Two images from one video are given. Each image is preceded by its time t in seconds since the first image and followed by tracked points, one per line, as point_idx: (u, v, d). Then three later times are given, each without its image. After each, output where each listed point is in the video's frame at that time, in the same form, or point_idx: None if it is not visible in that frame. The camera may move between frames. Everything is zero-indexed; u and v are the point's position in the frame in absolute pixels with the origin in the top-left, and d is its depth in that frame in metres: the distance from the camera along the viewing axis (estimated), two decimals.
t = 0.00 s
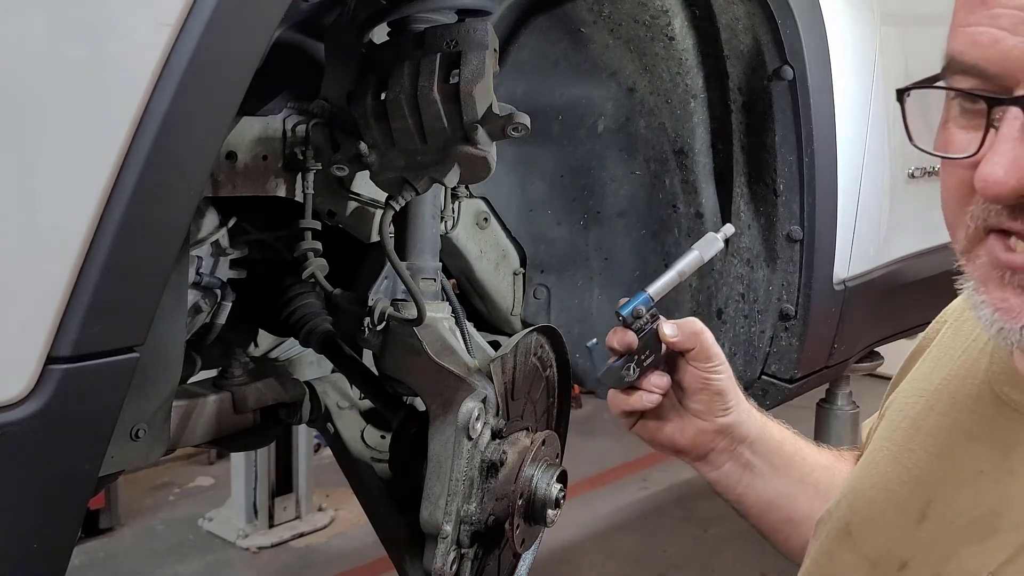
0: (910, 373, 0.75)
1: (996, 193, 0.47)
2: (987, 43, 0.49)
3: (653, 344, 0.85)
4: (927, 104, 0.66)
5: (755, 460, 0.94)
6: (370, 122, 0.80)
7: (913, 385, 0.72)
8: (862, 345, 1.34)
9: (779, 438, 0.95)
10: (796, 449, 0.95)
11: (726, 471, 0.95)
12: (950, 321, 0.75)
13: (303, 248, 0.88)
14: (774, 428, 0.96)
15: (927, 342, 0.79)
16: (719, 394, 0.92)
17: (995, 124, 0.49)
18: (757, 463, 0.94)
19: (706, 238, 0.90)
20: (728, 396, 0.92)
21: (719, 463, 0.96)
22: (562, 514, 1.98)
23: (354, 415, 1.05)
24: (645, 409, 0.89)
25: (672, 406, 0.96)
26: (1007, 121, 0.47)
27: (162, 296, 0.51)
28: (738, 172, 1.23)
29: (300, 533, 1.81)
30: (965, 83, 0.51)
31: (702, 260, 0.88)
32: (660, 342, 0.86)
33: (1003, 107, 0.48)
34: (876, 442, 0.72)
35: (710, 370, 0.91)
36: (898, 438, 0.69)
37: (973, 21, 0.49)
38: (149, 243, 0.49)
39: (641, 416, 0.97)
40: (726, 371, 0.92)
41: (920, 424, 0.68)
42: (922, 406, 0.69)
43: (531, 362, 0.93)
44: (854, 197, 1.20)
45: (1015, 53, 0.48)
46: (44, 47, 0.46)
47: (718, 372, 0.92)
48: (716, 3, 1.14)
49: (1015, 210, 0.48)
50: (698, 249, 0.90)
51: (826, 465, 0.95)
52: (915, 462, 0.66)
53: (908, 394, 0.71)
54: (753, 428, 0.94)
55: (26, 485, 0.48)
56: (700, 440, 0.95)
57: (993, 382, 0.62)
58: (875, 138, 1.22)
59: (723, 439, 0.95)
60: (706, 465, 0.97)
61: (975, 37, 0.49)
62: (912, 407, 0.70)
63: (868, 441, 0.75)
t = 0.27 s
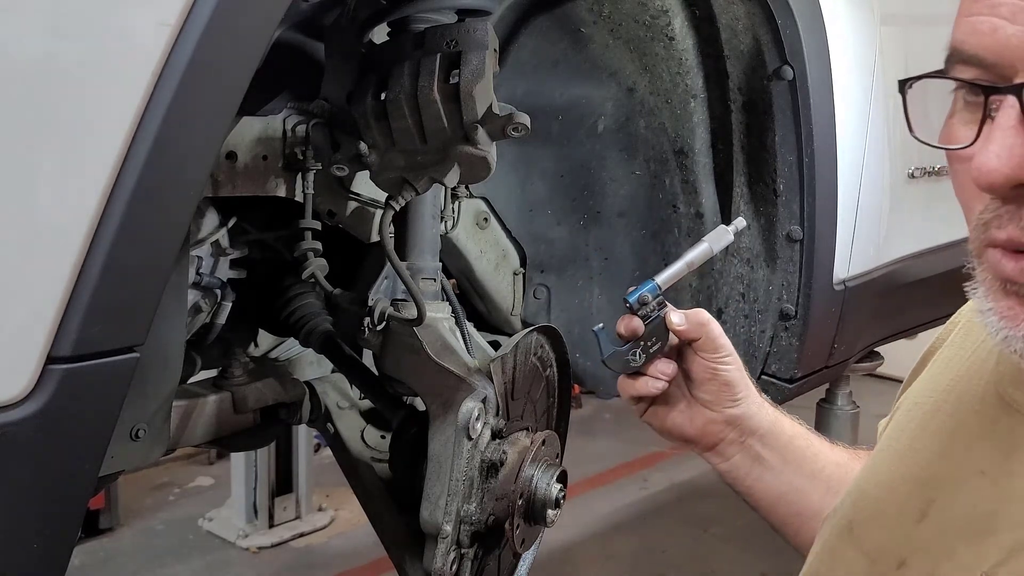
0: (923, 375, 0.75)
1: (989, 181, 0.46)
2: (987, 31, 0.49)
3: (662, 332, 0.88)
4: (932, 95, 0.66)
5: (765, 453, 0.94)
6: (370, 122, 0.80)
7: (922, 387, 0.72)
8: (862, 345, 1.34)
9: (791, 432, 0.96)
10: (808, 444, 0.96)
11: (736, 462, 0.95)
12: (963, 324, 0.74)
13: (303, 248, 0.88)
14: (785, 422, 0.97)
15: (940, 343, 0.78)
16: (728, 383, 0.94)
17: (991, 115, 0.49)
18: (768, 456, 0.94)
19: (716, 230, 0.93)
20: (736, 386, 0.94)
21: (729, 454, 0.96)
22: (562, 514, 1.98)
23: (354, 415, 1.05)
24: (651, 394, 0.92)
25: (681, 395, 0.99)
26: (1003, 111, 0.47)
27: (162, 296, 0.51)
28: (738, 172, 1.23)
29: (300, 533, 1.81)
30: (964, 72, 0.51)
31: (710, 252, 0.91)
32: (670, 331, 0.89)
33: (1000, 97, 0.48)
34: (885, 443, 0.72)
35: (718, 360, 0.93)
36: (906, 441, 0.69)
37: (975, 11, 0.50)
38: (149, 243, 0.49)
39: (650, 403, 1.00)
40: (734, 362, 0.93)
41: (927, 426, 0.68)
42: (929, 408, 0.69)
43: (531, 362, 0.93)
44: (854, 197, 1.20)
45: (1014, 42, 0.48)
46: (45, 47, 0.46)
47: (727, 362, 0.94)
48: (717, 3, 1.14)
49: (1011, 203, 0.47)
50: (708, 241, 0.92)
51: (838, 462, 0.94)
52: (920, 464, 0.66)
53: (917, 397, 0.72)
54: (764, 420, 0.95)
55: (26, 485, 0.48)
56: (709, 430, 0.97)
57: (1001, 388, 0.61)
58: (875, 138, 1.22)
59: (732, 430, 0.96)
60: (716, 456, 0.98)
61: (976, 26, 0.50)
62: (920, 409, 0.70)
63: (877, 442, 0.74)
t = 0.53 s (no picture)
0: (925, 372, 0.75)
1: (985, 178, 0.47)
2: (987, 31, 0.49)
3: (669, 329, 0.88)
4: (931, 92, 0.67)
5: (769, 449, 0.95)
6: (370, 122, 0.80)
7: (924, 384, 0.72)
8: (862, 345, 1.34)
9: (796, 428, 0.96)
10: (813, 441, 0.96)
11: (741, 458, 0.96)
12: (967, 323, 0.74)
13: (303, 248, 0.88)
14: (790, 418, 0.97)
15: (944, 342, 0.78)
16: (734, 379, 0.94)
17: (989, 112, 0.49)
18: (773, 452, 0.94)
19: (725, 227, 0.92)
20: (742, 382, 0.94)
21: (734, 449, 0.96)
22: (562, 514, 1.98)
23: (354, 415, 1.05)
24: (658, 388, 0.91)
25: (687, 390, 0.98)
26: (1002, 108, 0.48)
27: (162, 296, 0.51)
28: (738, 171, 1.23)
29: (300, 533, 1.81)
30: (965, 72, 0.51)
31: (719, 249, 0.90)
32: (677, 328, 0.89)
33: (999, 94, 0.48)
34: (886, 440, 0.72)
35: (724, 356, 0.93)
36: (905, 436, 0.69)
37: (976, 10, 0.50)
38: (149, 242, 0.49)
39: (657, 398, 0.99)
40: (740, 358, 0.93)
41: (926, 422, 0.68)
42: (928, 404, 0.69)
43: (531, 362, 0.93)
44: (854, 197, 1.20)
45: (1013, 43, 0.48)
46: (44, 47, 0.46)
47: (733, 358, 0.94)
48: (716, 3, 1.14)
49: (1010, 199, 0.48)
50: (716, 238, 0.92)
51: (842, 458, 0.94)
52: (919, 458, 0.66)
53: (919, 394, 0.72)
54: (769, 416, 0.95)
55: (26, 485, 0.48)
56: (714, 425, 0.97)
57: (1001, 382, 0.62)
58: (875, 137, 1.22)
59: (738, 426, 0.96)
60: (721, 451, 0.98)
61: (977, 25, 0.50)
62: (920, 405, 0.70)
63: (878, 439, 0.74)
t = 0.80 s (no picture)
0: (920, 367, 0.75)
1: (978, 175, 0.48)
2: (979, 31, 0.50)
3: (667, 327, 0.88)
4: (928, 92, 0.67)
5: (765, 445, 0.95)
6: (370, 122, 0.80)
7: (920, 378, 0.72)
8: (862, 344, 1.34)
9: (791, 425, 0.96)
10: (809, 439, 0.96)
11: (738, 455, 0.96)
12: (961, 320, 0.74)
13: (303, 248, 0.88)
14: (786, 416, 0.98)
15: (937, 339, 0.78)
16: (730, 377, 0.94)
17: (981, 109, 0.50)
18: (769, 449, 0.95)
19: (719, 227, 0.92)
20: (738, 380, 0.94)
21: (731, 447, 0.97)
22: (562, 514, 1.98)
23: (354, 415, 1.05)
24: (658, 387, 0.91)
25: (684, 389, 0.98)
26: (993, 105, 0.48)
27: (161, 296, 0.51)
28: (738, 172, 1.23)
29: (300, 533, 1.81)
30: (960, 71, 0.52)
31: (715, 249, 0.90)
32: (675, 326, 0.89)
33: (991, 92, 0.49)
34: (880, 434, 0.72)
35: (721, 354, 0.94)
36: (901, 432, 0.69)
37: (970, 12, 0.50)
38: (149, 243, 0.49)
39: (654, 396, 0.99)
40: (736, 356, 0.94)
41: (921, 415, 0.68)
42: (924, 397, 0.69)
43: (531, 362, 0.93)
44: (854, 197, 1.20)
45: (1003, 42, 0.49)
46: (45, 47, 0.46)
47: (730, 355, 0.94)
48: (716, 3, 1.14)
49: (1001, 194, 0.49)
50: (711, 238, 0.92)
51: (836, 454, 0.95)
52: (915, 454, 0.66)
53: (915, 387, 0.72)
54: (765, 413, 0.96)
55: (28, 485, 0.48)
56: (711, 423, 0.97)
57: (997, 377, 0.61)
58: (875, 138, 1.22)
59: (734, 423, 0.96)
60: (718, 448, 0.98)
61: (971, 26, 0.50)
62: (916, 398, 0.70)
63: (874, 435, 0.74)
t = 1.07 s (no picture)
0: (912, 361, 0.75)
1: (978, 172, 0.49)
2: (982, 38, 0.51)
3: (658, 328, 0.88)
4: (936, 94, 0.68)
5: (766, 433, 0.96)
6: (370, 122, 0.80)
7: (914, 370, 0.73)
8: (862, 344, 1.34)
9: (790, 414, 0.97)
10: (808, 427, 0.97)
11: (739, 443, 0.97)
12: (951, 315, 0.75)
13: (303, 248, 0.87)
14: (785, 405, 0.99)
15: (928, 335, 0.79)
16: (728, 369, 0.95)
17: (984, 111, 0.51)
18: (769, 436, 0.96)
19: (698, 220, 0.92)
20: (736, 370, 0.95)
21: (733, 435, 0.98)
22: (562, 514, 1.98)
23: (354, 415, 1.06)
24: (655, 387, 0.92)
25: (685, 382, 1.00)
26: (996, 107, 0.50)
27: (162, 295, 0.51)
28: (738, 172, 1.23)
29: (300, 533, 1.81)
30: (963, 75, 0.53)
31: (694, 244, 0.90)
32: (664, 326, 0.89)
33: (994, 95, 0.50)
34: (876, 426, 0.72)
35: (716, 347, 0.94)
36: (897, 423, 0.69)
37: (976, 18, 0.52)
38: (149, 242, 0.49)
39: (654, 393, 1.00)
40: (732, 347, 0.94)
41: (918, 406, 0.68)
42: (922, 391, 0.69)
43: (531, 362, 0.93)
44: (854, 197, 1.20)
45: (1005, 49, 0.50)
46: (45, 47, 0.46)
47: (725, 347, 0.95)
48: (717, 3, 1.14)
49: (1003, 192, 0.50)
50: (688, 233, 0.92)
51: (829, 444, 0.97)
52: (912, 444, 0.66)
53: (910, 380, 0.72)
54: (765, 402, 0.97)
55: (28, 486, 0.48)
56: (713, 413, 0.98)
57: (990, 363, 0.62)
58: (875, 137, 1.22)
59: (735, 412, 0.97)
60: (721, 437, 0.99)
61: (975, 32, 0.51)
62: (912, 392, 0.70)
63: (868, 430, 0.74)
